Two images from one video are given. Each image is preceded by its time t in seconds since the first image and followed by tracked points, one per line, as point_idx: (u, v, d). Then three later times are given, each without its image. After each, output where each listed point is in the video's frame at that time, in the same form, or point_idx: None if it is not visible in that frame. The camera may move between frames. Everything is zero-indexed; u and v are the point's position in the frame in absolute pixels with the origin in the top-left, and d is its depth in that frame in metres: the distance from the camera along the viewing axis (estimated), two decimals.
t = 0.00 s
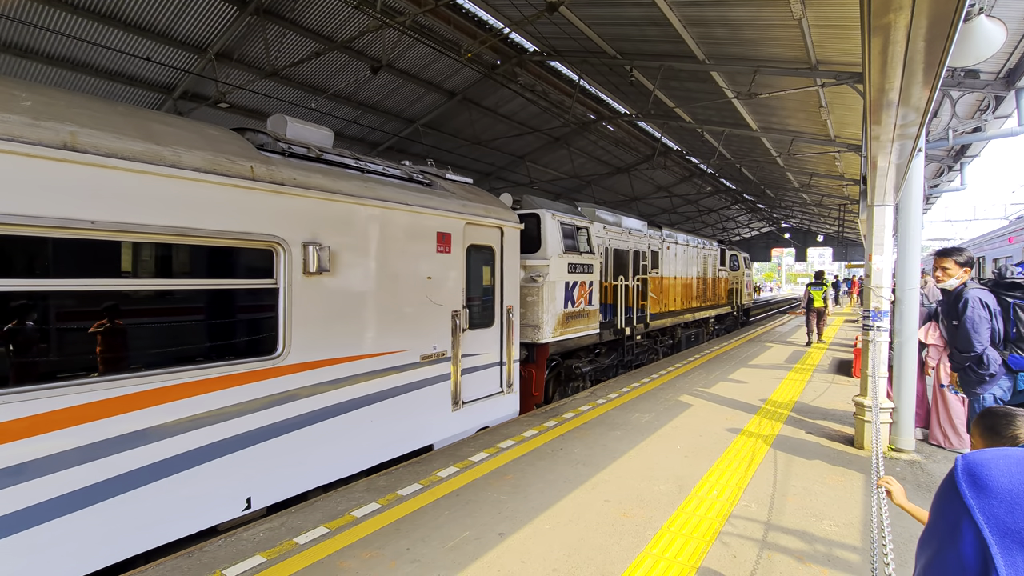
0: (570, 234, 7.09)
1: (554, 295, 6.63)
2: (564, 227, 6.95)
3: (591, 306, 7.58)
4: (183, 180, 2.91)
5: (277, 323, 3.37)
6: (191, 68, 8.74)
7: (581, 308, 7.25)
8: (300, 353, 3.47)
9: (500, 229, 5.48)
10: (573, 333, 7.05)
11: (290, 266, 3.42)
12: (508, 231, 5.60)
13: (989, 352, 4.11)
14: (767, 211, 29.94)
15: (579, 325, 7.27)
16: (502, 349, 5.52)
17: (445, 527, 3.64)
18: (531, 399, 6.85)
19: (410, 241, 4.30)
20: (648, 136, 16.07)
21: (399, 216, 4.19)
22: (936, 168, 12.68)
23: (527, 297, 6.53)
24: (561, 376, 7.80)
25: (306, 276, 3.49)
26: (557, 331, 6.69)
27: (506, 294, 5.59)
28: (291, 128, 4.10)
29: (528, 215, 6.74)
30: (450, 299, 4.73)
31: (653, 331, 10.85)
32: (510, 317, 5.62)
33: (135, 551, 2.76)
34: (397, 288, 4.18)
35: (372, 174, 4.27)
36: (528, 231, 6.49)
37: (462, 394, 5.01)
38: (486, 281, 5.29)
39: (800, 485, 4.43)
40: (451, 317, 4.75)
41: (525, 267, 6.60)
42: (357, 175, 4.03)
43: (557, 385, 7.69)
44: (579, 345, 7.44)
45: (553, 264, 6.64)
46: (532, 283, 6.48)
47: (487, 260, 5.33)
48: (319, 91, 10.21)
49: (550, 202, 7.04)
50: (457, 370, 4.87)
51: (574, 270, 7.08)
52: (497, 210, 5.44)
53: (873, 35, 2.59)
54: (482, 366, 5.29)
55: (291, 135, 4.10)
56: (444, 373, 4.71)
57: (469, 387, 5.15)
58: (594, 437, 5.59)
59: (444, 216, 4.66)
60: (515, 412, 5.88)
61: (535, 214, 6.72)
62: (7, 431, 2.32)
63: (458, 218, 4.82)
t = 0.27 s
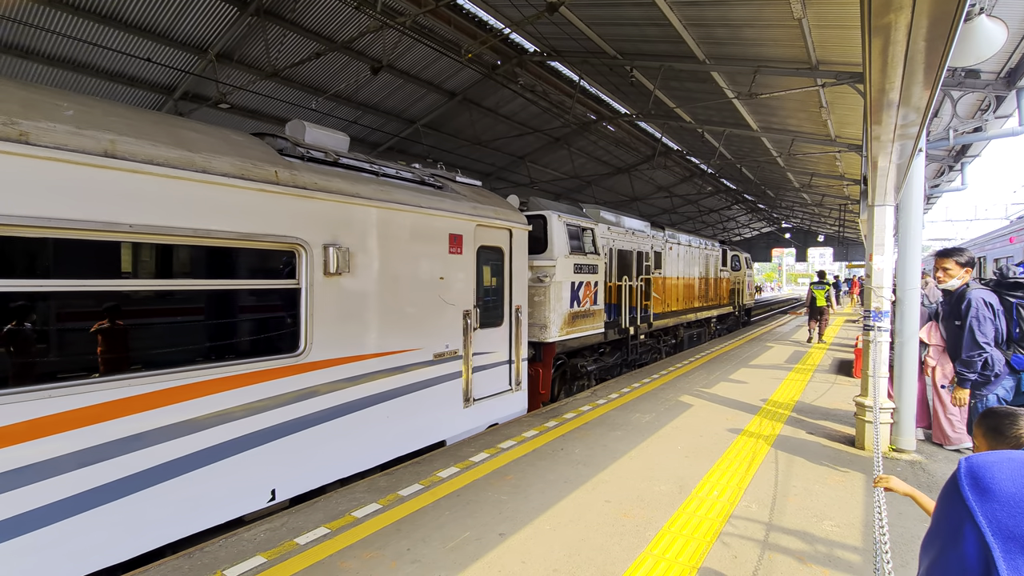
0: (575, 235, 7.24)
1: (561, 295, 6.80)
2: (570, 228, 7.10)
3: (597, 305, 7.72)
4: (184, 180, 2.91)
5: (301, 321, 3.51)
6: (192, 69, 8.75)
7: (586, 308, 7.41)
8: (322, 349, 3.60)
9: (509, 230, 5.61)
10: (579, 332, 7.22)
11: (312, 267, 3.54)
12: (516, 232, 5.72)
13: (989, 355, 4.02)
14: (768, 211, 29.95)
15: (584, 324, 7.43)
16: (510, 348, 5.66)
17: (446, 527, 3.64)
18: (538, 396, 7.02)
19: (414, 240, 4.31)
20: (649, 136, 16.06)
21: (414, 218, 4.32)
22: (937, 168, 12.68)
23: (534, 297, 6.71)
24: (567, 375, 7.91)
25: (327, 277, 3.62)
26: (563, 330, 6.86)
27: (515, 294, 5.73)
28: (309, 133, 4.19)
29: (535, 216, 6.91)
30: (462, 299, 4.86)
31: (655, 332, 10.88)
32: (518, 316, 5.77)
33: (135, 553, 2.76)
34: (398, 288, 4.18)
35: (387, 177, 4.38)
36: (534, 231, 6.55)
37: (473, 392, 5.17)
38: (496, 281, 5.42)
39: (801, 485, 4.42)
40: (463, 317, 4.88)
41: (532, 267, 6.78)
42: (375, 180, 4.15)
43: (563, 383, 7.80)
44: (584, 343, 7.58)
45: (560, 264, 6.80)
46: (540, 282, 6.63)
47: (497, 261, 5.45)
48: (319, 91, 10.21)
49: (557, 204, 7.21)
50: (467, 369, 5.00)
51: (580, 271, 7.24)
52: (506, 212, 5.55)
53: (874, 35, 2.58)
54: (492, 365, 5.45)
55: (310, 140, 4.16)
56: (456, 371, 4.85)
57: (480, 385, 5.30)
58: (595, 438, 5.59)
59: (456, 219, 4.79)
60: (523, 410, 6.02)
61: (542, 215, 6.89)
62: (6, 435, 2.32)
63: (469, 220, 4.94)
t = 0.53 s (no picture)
0: (580, 237, 7.41)
1: (567, 295, 6.97)
2: (575, 230, 7.27)
3: (601, 306, 7.89)
4: (182, 181, 2.91)
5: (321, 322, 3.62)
6: (191, 70, 8.75)
7: (591, 308, 7.58)
8: (341, 348, 3.72)
9: (517, 232, 5.74)
10: (583, 332, 7.40)
11: (332, 268, 3.67)
12: (525, 234, 5.84)
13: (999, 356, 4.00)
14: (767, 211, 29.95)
15: (589, 323, 7.60)
16: (519, 346, 5.78)
17: (445, 528, 3.64)
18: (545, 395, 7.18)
19: (414, 240, 4.31)
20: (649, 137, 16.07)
21: (428, 221, 4.45)
22: (936, 169, 12.70)
23: (541, 297, 6.89)
24: (572, 374, 8.03)
25: (346, 278, 3.75)
26: (569, 329, 7.03)
27: (524, 294, 5.84)
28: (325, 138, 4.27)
29: (541, 218, 7.09)
30: (473, 299, 4.98)
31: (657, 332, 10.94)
32: (527, 316, 5.87)
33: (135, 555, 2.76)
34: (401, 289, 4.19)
35: (400, 180, 4.50)
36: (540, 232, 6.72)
37: (484, 390, 5.28)
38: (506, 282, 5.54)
39: (800, 486, 4.42)
40: (474, 317, 5.01)
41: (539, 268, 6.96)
42: (389, 184, 4.25)
43: (568, 382, 7.93)
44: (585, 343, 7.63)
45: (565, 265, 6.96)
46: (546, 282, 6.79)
47: (506, 262, 5.56)
48: (319, 92, 10.21)
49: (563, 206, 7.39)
50: (479, 366, 5.14)
51: (585, 271, 7.40)
52: (515, 214, 5.67)
53: (873, 36, 2.58)
54: (501, 364, 5.56)
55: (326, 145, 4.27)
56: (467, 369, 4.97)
57: (491, 382, 5.40)
58: (595, 438, 5.58)
59: (468, 221, 4.91)
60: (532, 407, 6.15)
61: (547, 217, 7.07)
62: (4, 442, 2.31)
63: (480, 222, 5.06)
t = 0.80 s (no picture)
0: (586, 237, 7.58)
1: (574, 295, 7.13)
2: (581, 231, 7.43)
3: (606, 306, 8.05)
4: (180, 181, 2.90)
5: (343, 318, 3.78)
6: (191, 71, 8.75)
7: (596, 308, 7.74)
8: (361, 346, 3.87)
9: (526, 233, 5.89)
10: (589, 331, 7.56)
11: (353, 270, 3.82)
12: (533, 236, 5.99)
13: (997, 357, 4.00)
14: (767, 212, 29.95)
15: (594, 323, 7.77)
16: (528, 345, 5.93)
17: (445, 528, 3.64)
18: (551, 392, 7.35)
19: (410, 241, 4.28)
20: (648, 137, 16.07)
21: (442, 223, 4.60)
22: (935, 169, 12.71)
23: (547, 297, 7.05)
24: (577, 373, 8.16)
25: (366, 278, 3.91)
26: (575, 328, 7.19)
27: (532, 294, 5.99)
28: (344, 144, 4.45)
29: (548, 220, 7.26)
30: (484, 299, 5.13)
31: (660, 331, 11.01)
32: (535, 315, 6.03)
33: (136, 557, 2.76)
34: (399, 290, 4.18)
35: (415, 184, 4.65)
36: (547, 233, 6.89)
37: (495, 387, 5.44)
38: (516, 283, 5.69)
39: (800, 486, 4.42)
40: (486, 316, 5.17)
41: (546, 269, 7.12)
42: (406, 187, 4.37)
43: (573, 381, 8.06)
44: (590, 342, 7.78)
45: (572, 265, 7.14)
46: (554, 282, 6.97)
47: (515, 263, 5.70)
48: (318, 93, 10.21)
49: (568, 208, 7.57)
50: (490, 365, 5.29)
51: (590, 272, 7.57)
52: (523, 216, 5.81)
53: (872, 36, 2.59)
54: (511, 362, 5.71)
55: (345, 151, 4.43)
56: (479, 366, 5.13)
57: (502, 379, 5.59)
58: (595, 438, 5.59)
59: (480, 223, 5.05)
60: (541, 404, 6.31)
61: (554, 219, 7.25)
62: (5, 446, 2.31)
63: (491, 224, 5.21)
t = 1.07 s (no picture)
0: (590, 238, 7.71)
1: (579, 295, 7.28)
2: (585, 232, 7.57)
3: (610, 305, 8.20)
4: (177, 181, 2.89)
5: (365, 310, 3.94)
6: (190, 71, 8.74)
7: (601, 307, 7.89)
8: (378, 343, 4.01)
9: (533, 235, 6.01)
10: (594, 330, 7.71)
11: (371, 270, 3.96)
12: (540, 237, 6.12)
13: (993, 357, 4.00)
14: (767, 211, 29.97)
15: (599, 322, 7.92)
16: (535, 344, 6.06)
17: (445, 528, 3.64)
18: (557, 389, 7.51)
19: (411, 241, 4.28)
20: (647, 137, 16.08)
21: (455, 225, 4.74)
22: (934, 168, 12.72)
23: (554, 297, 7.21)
24: (581, 371, 8.29)
25: (383, 278, 4.05)
26: (580, 327, 7.35)
27: (540, 295, 6.12)
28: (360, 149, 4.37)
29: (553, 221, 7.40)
30: (494, 299, 5.29)
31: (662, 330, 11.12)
32: (543, 315, 6.16)
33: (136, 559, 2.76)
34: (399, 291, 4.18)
35: (429, 187, 4.77)
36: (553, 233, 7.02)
37: (504, 384, 5.58)
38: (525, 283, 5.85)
39: (799, 486, 4.43)
40: (495, 315, 5.31)
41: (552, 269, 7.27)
42: (421, 190, 4.53)
43: (578, 379, 8.20)
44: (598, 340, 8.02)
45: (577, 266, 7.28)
46: (560, 281, 7.10)
47: (523, 264, 5.83)
48: (317, 93, 10.21)
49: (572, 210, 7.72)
50: (500, 363, 5.43)
51: (595, 272, 7.71)
52: (530, 218, 5.94)
53: (870, 36, 2.58)
54: (518, 360, 5.85)
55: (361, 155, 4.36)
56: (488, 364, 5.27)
57: (510, 377, 5.72)
58: (594, 439, 5.58)
59: (490, 225, 5.19)
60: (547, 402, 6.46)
61: (558, 220, 7.39)
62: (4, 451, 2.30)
63: (501, 226, 5.35)
